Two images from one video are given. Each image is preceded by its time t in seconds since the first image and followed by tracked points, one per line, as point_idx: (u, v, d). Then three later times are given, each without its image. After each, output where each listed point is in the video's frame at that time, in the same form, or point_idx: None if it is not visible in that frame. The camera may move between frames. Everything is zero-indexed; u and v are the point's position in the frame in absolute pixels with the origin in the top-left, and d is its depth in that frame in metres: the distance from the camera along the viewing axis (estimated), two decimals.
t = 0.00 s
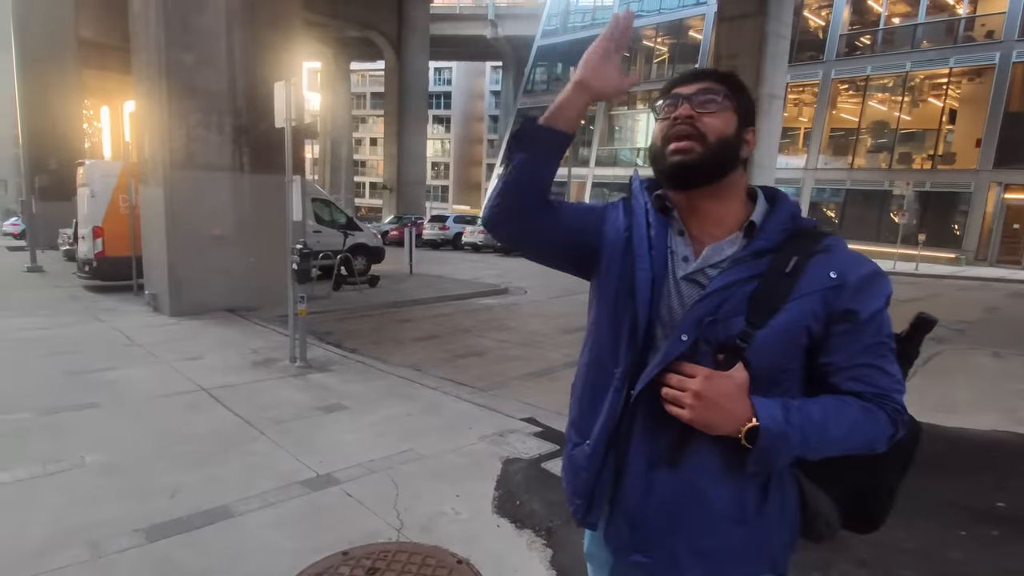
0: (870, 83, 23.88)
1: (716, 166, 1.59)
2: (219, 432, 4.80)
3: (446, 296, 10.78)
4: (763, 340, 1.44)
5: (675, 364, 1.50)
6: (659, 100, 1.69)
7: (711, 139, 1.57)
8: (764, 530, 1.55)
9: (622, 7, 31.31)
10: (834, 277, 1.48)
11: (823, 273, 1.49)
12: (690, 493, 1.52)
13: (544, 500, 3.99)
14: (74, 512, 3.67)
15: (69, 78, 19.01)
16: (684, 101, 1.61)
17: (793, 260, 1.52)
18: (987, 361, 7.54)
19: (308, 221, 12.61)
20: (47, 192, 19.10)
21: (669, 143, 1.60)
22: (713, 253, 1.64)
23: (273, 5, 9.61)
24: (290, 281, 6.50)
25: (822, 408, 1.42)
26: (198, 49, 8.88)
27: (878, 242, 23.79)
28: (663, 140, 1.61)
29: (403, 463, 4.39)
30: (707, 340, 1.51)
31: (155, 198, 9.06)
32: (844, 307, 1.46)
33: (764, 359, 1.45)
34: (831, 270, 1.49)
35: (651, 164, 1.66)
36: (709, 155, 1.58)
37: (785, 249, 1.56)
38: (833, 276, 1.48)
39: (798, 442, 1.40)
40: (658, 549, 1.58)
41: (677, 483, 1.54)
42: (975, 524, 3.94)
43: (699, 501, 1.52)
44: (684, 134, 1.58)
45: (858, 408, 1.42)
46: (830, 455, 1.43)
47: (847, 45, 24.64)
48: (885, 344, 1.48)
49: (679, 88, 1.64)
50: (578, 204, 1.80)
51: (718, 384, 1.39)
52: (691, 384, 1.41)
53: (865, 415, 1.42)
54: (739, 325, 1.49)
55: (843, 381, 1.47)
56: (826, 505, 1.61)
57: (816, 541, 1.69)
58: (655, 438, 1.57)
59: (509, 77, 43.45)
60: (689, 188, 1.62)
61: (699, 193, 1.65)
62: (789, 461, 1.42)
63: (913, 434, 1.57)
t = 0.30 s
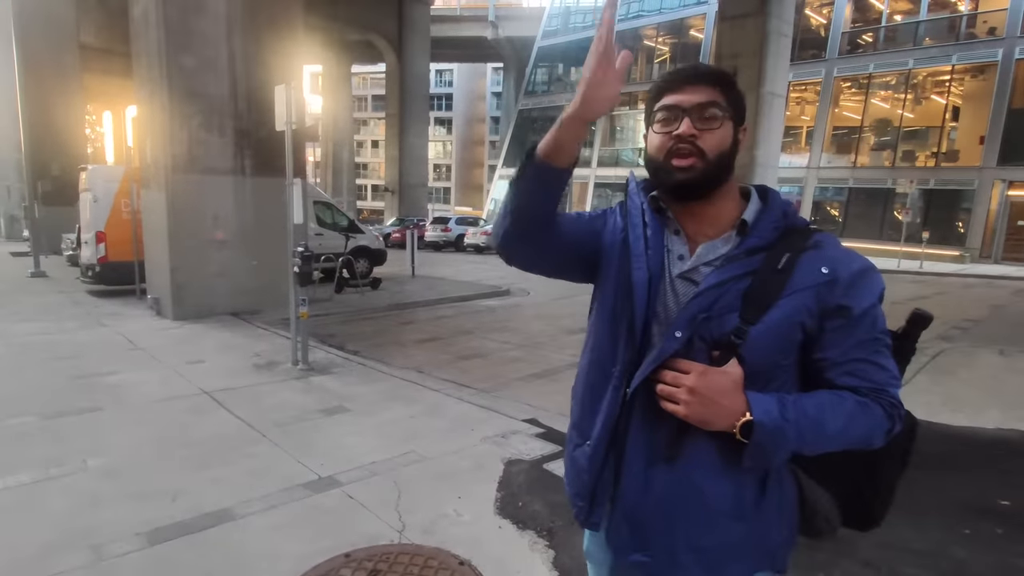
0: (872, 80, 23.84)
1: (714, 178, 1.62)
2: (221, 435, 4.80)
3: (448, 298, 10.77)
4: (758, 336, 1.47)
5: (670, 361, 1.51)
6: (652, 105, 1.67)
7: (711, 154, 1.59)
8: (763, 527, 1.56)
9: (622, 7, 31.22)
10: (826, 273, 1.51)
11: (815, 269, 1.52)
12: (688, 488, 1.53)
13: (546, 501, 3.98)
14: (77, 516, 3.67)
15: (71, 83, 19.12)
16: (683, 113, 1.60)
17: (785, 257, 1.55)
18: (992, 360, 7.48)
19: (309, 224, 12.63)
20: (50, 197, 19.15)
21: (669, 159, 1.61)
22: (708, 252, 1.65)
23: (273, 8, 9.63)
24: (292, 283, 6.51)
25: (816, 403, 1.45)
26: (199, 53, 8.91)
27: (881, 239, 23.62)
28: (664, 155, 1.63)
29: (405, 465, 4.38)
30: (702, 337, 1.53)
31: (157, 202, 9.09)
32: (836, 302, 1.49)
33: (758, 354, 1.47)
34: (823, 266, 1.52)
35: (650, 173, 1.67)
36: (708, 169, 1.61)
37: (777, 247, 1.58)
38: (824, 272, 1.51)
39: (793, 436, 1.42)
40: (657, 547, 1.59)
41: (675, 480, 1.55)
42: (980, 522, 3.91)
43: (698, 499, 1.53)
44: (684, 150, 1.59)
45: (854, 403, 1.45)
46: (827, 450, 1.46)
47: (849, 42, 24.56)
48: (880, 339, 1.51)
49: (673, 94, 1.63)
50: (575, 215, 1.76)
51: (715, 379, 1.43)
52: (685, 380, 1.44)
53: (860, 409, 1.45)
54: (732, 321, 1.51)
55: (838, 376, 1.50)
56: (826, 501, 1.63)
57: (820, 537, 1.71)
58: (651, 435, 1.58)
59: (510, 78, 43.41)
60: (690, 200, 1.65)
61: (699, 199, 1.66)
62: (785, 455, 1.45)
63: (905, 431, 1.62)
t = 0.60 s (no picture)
0: (868, 78, 23.99)
1: (719, 177, 1.61)
2: (219, 438, 4.77)
3: (446, 299, 10.75)
4: (760, 335, 1.46)
5: (672, 362, 1.50)
6: (654, 106, 1.66)
7: (716, 154, 1.58)
8: (766, 526, 1.55)
9: (618, 6, 31.24)
10: (826, 272, 1.50)
11: (814, 268, 1.51)
12: (691, 488, 1.53)
13: (547, 502, 3.97)
14: (75, 520, 3.64)
15: (64, 85, 19.03)
16: (686, 116, 1.59)
17: (785, 256, 1.54)
18: (990, 357, 7.50)
19: (305, 226, 12.59)
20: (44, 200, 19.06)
21: (673, 162, 1.60)
22: (708, 253, 1.64)
23: (268, 10, 9.60)
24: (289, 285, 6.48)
25: (818, 401, 1.44)
26: (193, 55, 8.87)
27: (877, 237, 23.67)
28: (667, 157, 1.61)
29: (405, 467, 4.36)
30: (703, 336, 1.52)
31: (152, 204, 9.04)
32: (836, 300, 1.48)
33: (761, 353, 1.46)
34: (823, 265, 1.51)
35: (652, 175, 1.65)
36: (713, 169, 1.60)
37: (776, 246, 1.57)
38: (824, 271, 1.50)
39: (793, 435, 1.41)
40: (661, 546, 1.58)
41: (677, 479, 1.54)
42: (981, 520, 3.91)
43: (701, 500, 1.52)
44: (691, 153, 1.58)
45: (852, 400, 1.45)
46: (828, 448, 1.45)
47: (844, 40, 24.63)
48: (879, 336, 1.49)
49: (675, 96, 1.61)
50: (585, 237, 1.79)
51: (717, 378, 1.42)
52: (688, 380, 1.43)
53: (859, 406, 1.45)
54: (734, 321, 1.50)
55: (837, 374, 1.49)
56: (829, 498, 1.62)
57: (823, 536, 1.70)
58: (654, 435, 1.58)
59: (506, 78, 43.36)
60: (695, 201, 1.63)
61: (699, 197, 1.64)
62: (787, 454, 1.45)
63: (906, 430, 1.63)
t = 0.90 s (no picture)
0: (856, 75, 24.13)
1: (729, 175, 1.60)
2: (211, 439, 4.71)
3: (438, 297, 10.71)
4: (770, 335, 1.45)
5: (685, 364, 1.47)
6: (664, 96, 1.64)
7: (725, 154, 1.57)
8: (781, 523, 1.55)
9: (607, 3, 31.24)
10: (836, 271, 1.50)
11: (824, 266, 1.50)
12: (705, 491, 1.51)
13: (543, 500, 3.95)
14: (64, 523, 3.57)
15: (47, 82, 18.72)
16: (697, 110, 1.57)
17: (795, 254, 1.53)
18: (980, 350, 7.58)
19: (295, 224, 12.48)
20: (28, 199, 18.75)
21: (683, 159, 1.59)
22: (715, 253, 1.63)
23: (257, 7, 9.51)
24: (280, 284, 6.42)
25: (827, 399, 1.45)
26: (180, 52, 8.75)
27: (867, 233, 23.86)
28: (676, 153, 1.59)
29: (399, 466, 4.32)
30: (715, 337, 1.49)
31: (138, 202, 8.92)
32: (845, 298, 1.48)
33: (771, 352, 1.46)
34: (832, 263, 1.51)
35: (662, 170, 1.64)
36: (722, 169, 1.59)
37: (784, 243, 1.56)
38: (834, 269, 1.50)
39: (806, 431, 1.42)
40: (678, 551, 1.56)
41: (691, 481, 1.53)
42: (975, 512, 3.93)
43: (716, 501, 1.50)
44: (699, 152, 1.57)
45: (863, 397, 1.46)
46: (838, 444, 1.47)
47: (833, 37, 24.80)
48: (884, 331, 1.52)
49: (684, 89, 1.60)
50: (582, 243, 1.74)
51: (731, 381, 1.40)
52: (702, 383, 1.41)
53: (869, 403, 1.46)
54: (745, 320, 1.48)
55: (846, 371, 1.50)
56: (837, 495, 1.58)
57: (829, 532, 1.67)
58: (665, 437, 1.55)
59: (496, 76, 43.26)
60: (701, 197, 1.62)
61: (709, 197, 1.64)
62: (799, 451, 1.45)
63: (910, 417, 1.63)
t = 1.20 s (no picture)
0: (835, 72, 24.39)
1: (707, 162, 1.55)
2: (192, 440, 4.61)
3: (421, 295, 10.63)
4: (759, 332, 1.44)
5: (673, 361, 1.45)
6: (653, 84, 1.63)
7: (703, 136, 1.52)
8: (769, 521, 1.54)
9: None
10: (825, 267, 1.48)
11: (814, 263, 1.48)
12: (694, 490, 1.49)
13: (530, 498, 3.93)
14: (39, 530, 3.47)
15: (16, 75, 18.18)
16: (678, 89, 1.56)
17: (783, 251, 1.51)
18: (958, 344, 7.71)
19: (275, 221, 12.30)
20: None
21: (658, 134, 1.55)
22: (704, 248, 1.60)
23: None
24: (261, 282, 6.32)
25: (816, 397, 1.44)
26: (155, 45, 8.57)
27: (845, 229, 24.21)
28: (654, 127, 1.56)
29: (385, 465, 4.27)
30: (703, 335, 1.46)
31: (113, 198, 8.71)
32: (834, 296, 1.47)
33: (759, 350, 1.45)
34: (822, 259, 1.49)
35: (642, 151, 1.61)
36: (699, 152, 1.53)
37: (773, 240, 1.54)
38: (823, 266, 1.48)
39: (794, 431, 1.41)
40: (666, 547, 1.54)
41: (680, 480, 1.51)
42: (956, 505, 3.99)
43: (705, 499, 1.49)
44: (676, 125, 1.53)
45: (852, 394, 1.45)
46: (826, 440, 1.46)
47: (812, 35, 25.09)
48: (875, 328, 1.51)
49: (670, 74, 1.59)
50: (566, 231, 1.69)
51: (717, 379, 1.38)
52: (689, 381, 1.39)
53: (856, 400, 1.45)
54: (733, 318, 1.46)
55: (835, 367, 1.49)
56: (826, 489, 1.60)
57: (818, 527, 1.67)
58: (653, 436, 1.53)
59: (478, 71, 43.08)
60: (679, 181, 1.56)
61: (690, 187, 1.60)
62: (788, 450, 1.44)
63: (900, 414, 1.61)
